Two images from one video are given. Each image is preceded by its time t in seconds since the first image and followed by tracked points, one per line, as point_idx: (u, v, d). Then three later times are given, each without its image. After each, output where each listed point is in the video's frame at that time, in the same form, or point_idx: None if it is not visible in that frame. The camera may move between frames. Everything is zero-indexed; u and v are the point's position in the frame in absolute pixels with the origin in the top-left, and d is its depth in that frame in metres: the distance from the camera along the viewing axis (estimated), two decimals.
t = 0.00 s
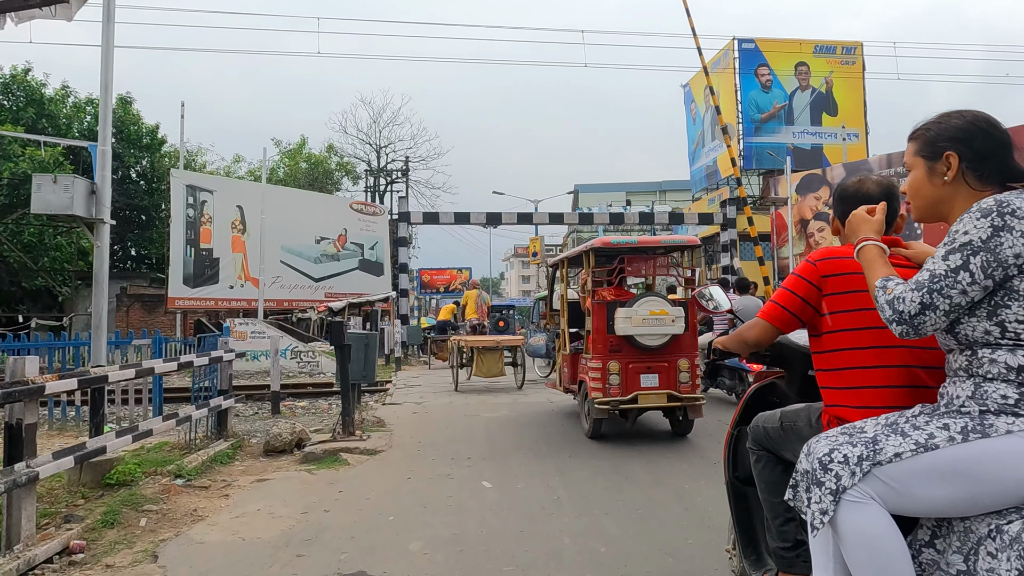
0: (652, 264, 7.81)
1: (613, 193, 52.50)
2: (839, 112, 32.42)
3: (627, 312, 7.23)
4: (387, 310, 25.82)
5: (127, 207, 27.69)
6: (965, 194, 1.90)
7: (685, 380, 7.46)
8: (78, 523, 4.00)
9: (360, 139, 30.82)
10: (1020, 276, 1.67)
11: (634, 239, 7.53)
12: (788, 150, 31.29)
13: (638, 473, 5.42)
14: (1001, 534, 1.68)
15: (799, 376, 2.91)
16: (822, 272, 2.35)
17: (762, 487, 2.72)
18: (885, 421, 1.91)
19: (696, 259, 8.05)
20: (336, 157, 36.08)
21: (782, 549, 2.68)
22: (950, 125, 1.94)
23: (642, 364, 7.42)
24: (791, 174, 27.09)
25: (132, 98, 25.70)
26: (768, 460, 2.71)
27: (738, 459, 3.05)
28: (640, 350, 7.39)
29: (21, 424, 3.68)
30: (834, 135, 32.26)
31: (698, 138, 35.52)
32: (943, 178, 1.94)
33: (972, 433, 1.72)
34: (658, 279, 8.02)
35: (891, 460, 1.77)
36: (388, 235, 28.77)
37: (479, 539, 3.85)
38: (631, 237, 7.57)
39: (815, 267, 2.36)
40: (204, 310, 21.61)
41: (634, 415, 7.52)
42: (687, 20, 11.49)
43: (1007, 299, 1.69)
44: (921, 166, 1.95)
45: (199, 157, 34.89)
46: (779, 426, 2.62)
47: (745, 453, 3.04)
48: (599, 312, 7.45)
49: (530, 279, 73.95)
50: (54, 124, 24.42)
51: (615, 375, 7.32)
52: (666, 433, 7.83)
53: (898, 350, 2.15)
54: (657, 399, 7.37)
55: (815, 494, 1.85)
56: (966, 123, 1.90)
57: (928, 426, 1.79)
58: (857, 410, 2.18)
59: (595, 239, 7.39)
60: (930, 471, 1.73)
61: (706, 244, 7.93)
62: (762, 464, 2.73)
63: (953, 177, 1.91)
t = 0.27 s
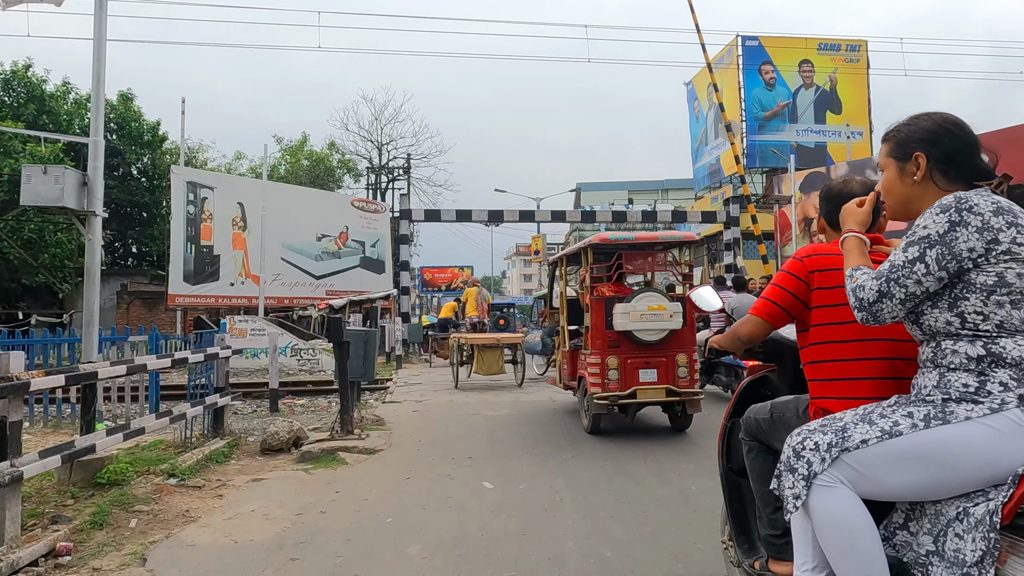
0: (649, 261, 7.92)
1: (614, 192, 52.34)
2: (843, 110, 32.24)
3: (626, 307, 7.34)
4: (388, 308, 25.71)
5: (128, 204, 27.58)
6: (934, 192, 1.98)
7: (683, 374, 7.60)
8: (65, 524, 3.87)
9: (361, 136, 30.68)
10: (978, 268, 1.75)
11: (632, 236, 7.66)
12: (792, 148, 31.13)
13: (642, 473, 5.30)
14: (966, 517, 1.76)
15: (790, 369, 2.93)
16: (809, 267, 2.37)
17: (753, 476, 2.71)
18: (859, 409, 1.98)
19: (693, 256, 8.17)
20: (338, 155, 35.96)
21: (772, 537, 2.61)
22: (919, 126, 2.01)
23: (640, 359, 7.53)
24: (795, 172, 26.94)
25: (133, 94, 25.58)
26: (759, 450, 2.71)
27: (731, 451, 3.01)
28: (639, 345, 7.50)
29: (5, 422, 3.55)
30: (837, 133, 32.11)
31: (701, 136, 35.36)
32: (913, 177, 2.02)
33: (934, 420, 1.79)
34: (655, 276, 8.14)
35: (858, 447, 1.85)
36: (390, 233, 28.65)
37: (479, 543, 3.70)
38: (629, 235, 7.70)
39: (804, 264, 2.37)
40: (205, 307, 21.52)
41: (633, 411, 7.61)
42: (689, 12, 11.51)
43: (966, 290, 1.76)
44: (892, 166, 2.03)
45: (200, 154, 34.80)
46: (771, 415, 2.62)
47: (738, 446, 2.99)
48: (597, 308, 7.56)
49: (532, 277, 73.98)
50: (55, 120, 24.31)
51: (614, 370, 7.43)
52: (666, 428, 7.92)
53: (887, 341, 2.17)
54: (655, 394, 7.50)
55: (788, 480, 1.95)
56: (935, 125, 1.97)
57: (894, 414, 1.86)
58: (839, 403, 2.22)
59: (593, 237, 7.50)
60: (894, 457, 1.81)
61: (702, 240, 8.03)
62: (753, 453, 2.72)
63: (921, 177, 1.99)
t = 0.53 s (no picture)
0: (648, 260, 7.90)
1: (616, 190, 52.17)
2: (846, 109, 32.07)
3: (624, 306, 7.32)
4: (389, 306, 25.55)
5: (127, 201, 27.43)
6: (909, 202, 2.16)
7: (682, 373, 7.57)
8: (52, 530, 3.74)
9: (362, 134, 30.50)
10: (949, 276, 1.88)
11: (630, 236, 7.65)
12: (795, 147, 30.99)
13: (646, 476, 5.21)
14: (945, 516, 1.87)
15: (782, 371, 3.04)
16: (800, 272, 2.58)
17: (745, 475, 2.80)
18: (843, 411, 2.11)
19: (692, 255, 8.14)
20: (338, 152, 35.81)
21: (763, 535, 2.77)
22: (897, 140, 2.18)
23: (639, 358, 7.51)
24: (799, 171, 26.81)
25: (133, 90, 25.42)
26: (750, 450, 2.80)
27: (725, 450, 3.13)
28: (638, 344, 7.48)
29: None
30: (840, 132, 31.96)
31: (703, 135, 35.20)
32: (892, 187, 2.19)
33: (912, 423, 1.91)
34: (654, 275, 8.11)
35: (840, 449, 1.97)
36: (391, 231, 28.50)
37: (480, 551, 3.59)
38: (627, 234, 7.69)
39: (794, 269, 2.59)
40: (205, 304, 21.41)
41: (632, 410, 7.68)
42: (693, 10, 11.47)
43: (939, 297, 1.90)
44: (871, 179, 2.21)
45: (200, 151, 34.66)
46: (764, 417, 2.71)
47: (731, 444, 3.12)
48: (596, 306, 7.56)
49: (533, 276, 73.83)
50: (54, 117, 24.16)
51: (612, 369, 7.43)
52: (665, 427, 7.92)
53: (869, 346, 2.35)
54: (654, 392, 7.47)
55: (775, 481, 2.07)
56: (912, 139, 2.13)
57: (874, 417, 1.98)
58: (824, 404, 2.40)
59: (592, 236, 7.51)
60: (874, 458, 1.93)
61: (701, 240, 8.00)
62: (745, 453, 2.81)
63: (900, 188, 2.16)
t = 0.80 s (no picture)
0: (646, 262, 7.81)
1: (617, 189, 52.03)
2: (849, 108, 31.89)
3: (622, 307, 7.23)
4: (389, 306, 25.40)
5: (127, 198, 27.30)
6: (890, 219, 2.13)
7: (680, 373, 7.47)
8: (39, 540, 3.60)
9: (363, 132, 30.36)
10: (925, 290, 1.86)
11: (628, 237, 7.57)
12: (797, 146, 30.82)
13: (650, 483, 5.07)
14: (922, 517, 1.82)
15: (772, 376, 3.06)
16: (791, 281, 2.62)
17: (735, 478, 2.79)
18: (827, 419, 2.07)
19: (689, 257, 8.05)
20: (339, 150, 35.68)
21: (752, 535, 2.76)
22: (875, 157, 2.15)
23: (637, 358, 7.40)
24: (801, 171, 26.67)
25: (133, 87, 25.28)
26: (739, 453, 2.80)
27: (715, 453, 3.09)
28: (636, 344, 7.38)
29: None
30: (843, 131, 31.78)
31: (705, 133, 35.06)
32: (873, 205, 2.17)
33: (893, 430, 1.85)
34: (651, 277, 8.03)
35: (826, 454, 1.92)
36: (391, 229, 28.34)
37: (481, 565, 3.44)
38: (625, 236, 7.61)
39: (784, 278, 2.63)
40: (205, 303, 21.29)
41: (630, 410, 7.57)
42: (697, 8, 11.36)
43: (917, 310, 1.88)
44: (852, 195, 2.19)
45: (201, 148, 34.53)
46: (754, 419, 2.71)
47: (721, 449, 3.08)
48: (594, 307, 7.47)
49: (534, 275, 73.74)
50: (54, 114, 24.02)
51: (611, 369, 7.32)
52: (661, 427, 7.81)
53: (858, 351, 2.35)
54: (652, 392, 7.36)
55: (763, 484, 2.02)
56: (889, 156, 2.12)
57: (858, 424, 1.93)
58: (814, 409, 2.40)
59: (589, 237, 7.43)
60: (857, 464, 1.87)
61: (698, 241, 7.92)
62: (734, 456, 2.81)
63: (879, 205, 2.14)
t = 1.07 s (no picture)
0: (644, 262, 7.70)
1: (616, 188, 51.94)
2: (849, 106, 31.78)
3: (620, 306, 7.14)
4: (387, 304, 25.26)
5: (124, 196, 27.14)
6: (870, 227, 2.22)
7: (676, 373, 7.39)
8: (22, 550, 3.47)
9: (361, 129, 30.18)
10: (904, 297, 1.93)
11: (625, 237, 7.47)
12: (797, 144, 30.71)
13: (652, 487, 4.97)
14: (896, 511, 1.92)
15: (757, 378, 3.01)
16: (775, 288, 2.60)
17: (719, 476, 2.76)
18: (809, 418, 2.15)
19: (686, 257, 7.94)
20: (337, 148, 35.54)
21: (736, 531, 2.74)
22: (854, 167, 2.23)
23: (634, 358, 7.32)
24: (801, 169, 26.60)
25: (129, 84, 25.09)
26: (725, 451, 2.76)
27: (701, 451, 3.08)
28: (633, 344, 7.29)
29: None
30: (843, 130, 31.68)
31: (704, 132, 34.94)
32: (853, 213, 2.25)
33: (873, 431, 1.94)
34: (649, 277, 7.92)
35: (809, 453, 2.00)
36: (389, 228, 28.19)
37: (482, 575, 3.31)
38: (622, 236, 7.51)
39: (769, 285, 2.60)
40: (202, 301, 21.15)
41: (625, 409, 7.49)
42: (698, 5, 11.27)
43: (895, 316, 1.96)
44: (833, 205, 2.27)
45: (198, 146, 34.38)
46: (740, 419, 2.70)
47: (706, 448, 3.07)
48: (592, 307, 7.38)
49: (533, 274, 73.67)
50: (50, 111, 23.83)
51: (608, 368, 7.23)
52: (657, 426, 7.73)
53: (839, 353, 2.41)
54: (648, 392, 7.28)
55: (748, 481, 2.09)
56: (866, 167, 2.19)
57: (839, 423, 2.02)
58: (798, 410, 2.46)
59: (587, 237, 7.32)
60: (839, 463, 1.96)
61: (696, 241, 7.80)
62: (720, 455, 2.76)
63: (859, 213, 2.22)
